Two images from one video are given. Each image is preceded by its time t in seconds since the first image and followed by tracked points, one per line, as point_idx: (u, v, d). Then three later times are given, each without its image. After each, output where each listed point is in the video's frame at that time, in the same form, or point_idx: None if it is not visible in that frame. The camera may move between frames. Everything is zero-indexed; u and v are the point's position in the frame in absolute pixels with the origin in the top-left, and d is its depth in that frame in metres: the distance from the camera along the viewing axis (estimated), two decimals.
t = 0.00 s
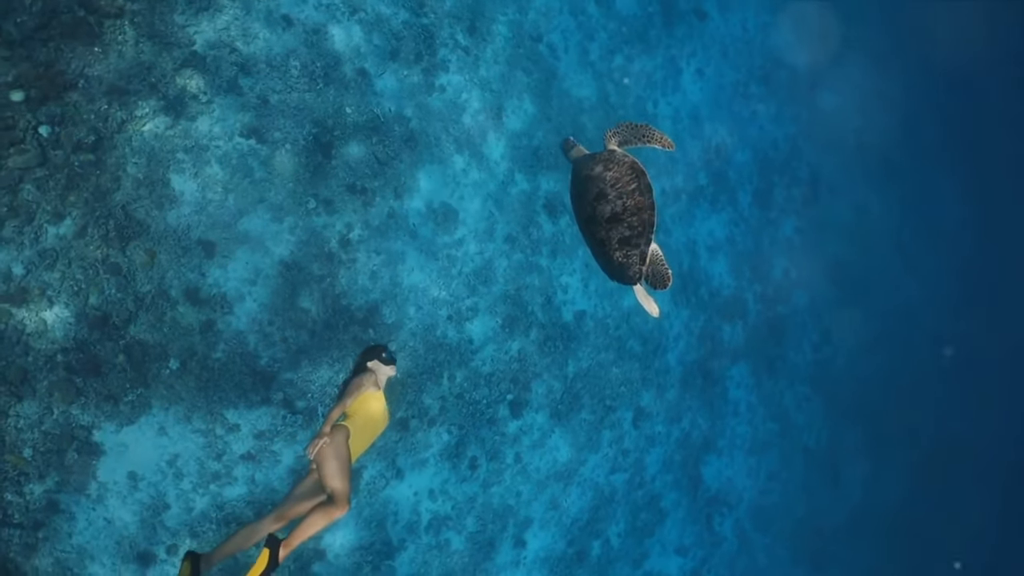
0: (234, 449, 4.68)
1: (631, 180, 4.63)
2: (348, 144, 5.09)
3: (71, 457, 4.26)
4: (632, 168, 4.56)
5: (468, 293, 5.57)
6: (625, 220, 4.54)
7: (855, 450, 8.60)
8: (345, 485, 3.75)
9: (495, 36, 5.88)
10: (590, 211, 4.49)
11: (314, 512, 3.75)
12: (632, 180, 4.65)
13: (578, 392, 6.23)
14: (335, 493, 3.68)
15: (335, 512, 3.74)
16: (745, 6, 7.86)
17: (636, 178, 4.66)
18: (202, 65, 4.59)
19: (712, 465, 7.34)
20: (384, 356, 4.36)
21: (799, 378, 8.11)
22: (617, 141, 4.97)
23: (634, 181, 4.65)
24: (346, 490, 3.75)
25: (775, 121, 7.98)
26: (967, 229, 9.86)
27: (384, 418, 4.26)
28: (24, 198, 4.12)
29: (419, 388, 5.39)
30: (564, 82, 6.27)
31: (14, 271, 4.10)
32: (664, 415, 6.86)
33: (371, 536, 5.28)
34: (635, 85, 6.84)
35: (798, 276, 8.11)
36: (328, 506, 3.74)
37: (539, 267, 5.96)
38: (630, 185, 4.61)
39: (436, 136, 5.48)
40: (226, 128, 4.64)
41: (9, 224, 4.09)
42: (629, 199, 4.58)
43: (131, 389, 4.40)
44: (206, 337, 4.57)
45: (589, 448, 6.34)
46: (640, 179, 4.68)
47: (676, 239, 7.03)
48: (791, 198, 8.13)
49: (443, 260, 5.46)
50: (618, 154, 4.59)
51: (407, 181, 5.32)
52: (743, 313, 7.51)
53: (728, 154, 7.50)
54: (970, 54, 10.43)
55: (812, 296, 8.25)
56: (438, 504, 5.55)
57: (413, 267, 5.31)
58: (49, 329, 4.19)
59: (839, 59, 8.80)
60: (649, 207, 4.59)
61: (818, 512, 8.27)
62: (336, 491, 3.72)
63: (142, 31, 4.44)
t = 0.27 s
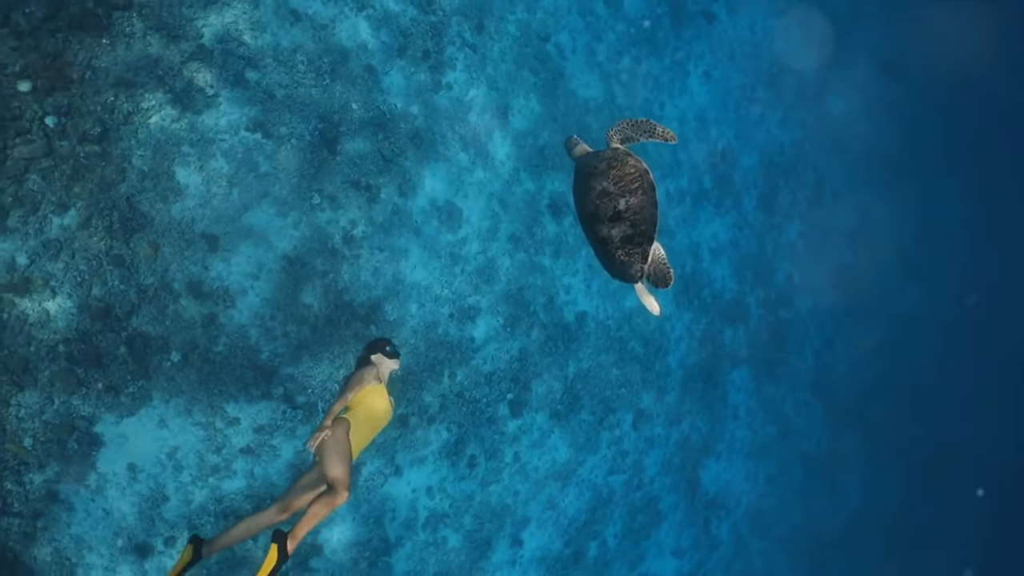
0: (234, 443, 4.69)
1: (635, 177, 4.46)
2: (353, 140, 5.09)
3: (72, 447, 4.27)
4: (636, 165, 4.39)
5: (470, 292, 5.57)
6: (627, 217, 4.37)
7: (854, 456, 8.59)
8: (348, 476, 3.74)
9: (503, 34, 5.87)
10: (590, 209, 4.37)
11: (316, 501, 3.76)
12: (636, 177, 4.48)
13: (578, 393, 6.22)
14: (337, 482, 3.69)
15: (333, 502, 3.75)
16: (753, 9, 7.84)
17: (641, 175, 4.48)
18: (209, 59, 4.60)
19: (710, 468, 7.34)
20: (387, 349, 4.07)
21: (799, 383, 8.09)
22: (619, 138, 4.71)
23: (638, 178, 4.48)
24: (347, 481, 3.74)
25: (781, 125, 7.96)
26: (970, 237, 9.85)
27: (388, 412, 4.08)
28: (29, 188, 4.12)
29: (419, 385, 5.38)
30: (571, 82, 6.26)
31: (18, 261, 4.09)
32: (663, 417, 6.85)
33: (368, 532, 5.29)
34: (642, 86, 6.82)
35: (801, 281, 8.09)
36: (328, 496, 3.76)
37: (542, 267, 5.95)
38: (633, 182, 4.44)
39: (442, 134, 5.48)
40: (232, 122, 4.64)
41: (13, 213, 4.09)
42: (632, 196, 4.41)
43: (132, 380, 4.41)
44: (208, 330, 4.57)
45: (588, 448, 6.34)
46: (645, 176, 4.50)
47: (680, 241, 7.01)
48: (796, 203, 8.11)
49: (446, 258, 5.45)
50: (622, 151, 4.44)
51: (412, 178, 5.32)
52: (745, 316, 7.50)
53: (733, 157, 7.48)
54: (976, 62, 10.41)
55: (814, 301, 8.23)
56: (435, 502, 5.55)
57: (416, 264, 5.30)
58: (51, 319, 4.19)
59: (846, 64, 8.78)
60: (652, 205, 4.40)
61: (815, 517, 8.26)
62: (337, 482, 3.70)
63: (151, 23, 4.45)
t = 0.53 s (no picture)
0: (235, 438, 4.69)
1: (638, 175, 4.60)
2: (358, 136, 5.08)
3: (73, 440, 4.28)
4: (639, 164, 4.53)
5: (472, 290, 5.56)
6: (630, 215, 4.52)
7: (854, 459, 8.58)
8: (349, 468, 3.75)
9: (508, 33, 5.86)
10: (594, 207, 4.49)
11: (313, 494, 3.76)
12: (639, 175, 4.62)
13: (579, 392, 6.22)
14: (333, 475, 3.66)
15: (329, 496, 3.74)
16: (760, 10, 7.81)
17: (643, 173, 4.62)
18: (214, 54, 4.59)
19: (709, 469, 7.33)
20: (391, 343, 4.06)
21: (800, 385, 8.08)
22: (622, 136, 4.92)
23: (640, 176, 4.62)
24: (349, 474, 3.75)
25: (786, 127, 7.94)
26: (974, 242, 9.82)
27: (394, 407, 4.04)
28: (33, 181, 4.12)
29: (420, 382, 5.39)
30: (576, 81, 6.24)
31: (21, 254, 4.10)
32: (664, 418, 6.85)
33: (368, 528, 5.30)
34: (647, 86, 6.80)
35: (804, 283, 8.07)
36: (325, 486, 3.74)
37: (545, 266, 5.95)
38: (636, 180, 4.58)
39: (446, 131, 5.47)
40: (236, 118, 4.64)
41: (17, 206, 4.09)
42: (635, 195, 4.55)
43: (134, 374, 4.42)
44: (210, 325, 4.58)
45: (587, 448, 6.34)
46: (647, 174, 4.65)
47: (683, 242, 7.00)
48: (800, 205, 8.08)
49: (448, 256, 5.45)
50: (625, 150, 4.56)
51: (416, 175, 5.31)
52: (747, 318, 7.49)
53: (738, 158, 7.46)
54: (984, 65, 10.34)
55: (816, 304, 8.21)
56: (435, 499, 5.56)
57: (418, 261, 5.30)
58: (54, 312, 4.20)
59: (852, 67, 8.76)
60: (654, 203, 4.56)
61: (815, 520, 8.25)
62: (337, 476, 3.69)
63: (156, 17, 4.44)
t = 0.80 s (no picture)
0: (237, 433, 4.70)
1: (640, 169, 4.63)
2: (362, 132, 5.07)
3: (75, 433, 4.30)
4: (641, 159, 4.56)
5: (475, 287, 5.56)
6: (633, 211, 4.57)
7: (855, 460, 8.57)
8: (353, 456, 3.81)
9: (514, 29, 5.84)
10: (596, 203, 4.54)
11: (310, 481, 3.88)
12: (641, 170, 4.65)
13: (581, 390, 6.22)
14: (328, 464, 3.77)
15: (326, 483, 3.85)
16: (767, 9, 7.77)
17: (645, 168, 4.65)
18: (219, 49, 4.58)
19: (711, 468, 7.33)
20: (396, 337, 4.18)
21: (802, 385, 8.07)
22: (624, 130, 4.96)
23: (643, 171, 4.66)
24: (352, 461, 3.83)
25: (792, 127, 7.90)
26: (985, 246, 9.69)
27: (399, 400, 4.01)
28: (38, 175, 4.13)
29: (422, 379, 5.39)
30: (582, 78, 6.21)
31: (26, 247, 4.12)
32: (666, 417, 6.84)
33: (368, 524, 5.31)
34: (653, 84, 6.77)
35: (807, 284, 8.05)
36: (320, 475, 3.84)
37: (549, 264, 5.94)
38: (638, 175, 4.62)
39: (450, 128, 5.46)
40: (241, 113, 4.64)
41: (23, 199, 4.11)
42: (637, 189, 4.59)
43: (137, 368, 4.43)
44: (213, 320, 4.58)
45: (589, 446, 6.34)
46: (649, 169, 4.68)
47: (688, 241, 6.97)
48: (805, 205, 8.05)
49: (452, 253, 5.44)
50: (627, 145, 4.59)
51: (421, 172, 5.31)
52: (750, 318, 7.47)
53: (743, 157, 7.43)
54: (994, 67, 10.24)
55: (820, 304, 8.19)
56: (436, 495, 5.57)
57: (422, 258, 5.29)
58: (58, 306, 4.21)
59: (858, 67, 8.73)
60: (657, 197, 4.60)
61: (816, 521, 8.24)
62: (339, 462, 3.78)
63: (161, 11, 4.43)
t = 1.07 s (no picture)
0: (240, 427, 4.71)
1: (644, 165, 4.58)
2: (367, 128, 5.06)
3: (79, 427, 4.31)
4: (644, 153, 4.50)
5: (479, 284, 5.55)
6: (635, 206, 4.52)
7: (858, 460, 8.55)
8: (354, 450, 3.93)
9: (520, 26, 5.81)
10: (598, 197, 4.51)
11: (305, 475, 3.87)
12: (645, 165, 4.60)
13: (583, 388, 6.22)
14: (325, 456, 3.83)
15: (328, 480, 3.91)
16: (774, 7, 7.73)
17: (649, 163, 4.60)
18: (225, 44, 4.57)
19: (713, 467, 7.32)
20: (403, 330, 4.17)
21: (806, 385, 8.04)
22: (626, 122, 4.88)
23: (647, 166, 4.61)
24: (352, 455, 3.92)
25: (798, 125, 7.86)
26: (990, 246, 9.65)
27: (404, 395, 4.09)
28: (44, 169, 4.14)
29: (425, 375, 5.39)
30: (588, 76, 6.19)
31: (32, 241, 4.14)
32: (668, 415, 6.84)
33: (370, 519, 5.32)
34: (659, 82, 6.74)
35: (811, 283, 8.02)
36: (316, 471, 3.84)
37: (553, 261, 5.93)
38: (642, 170, 4.57)
39: (456, 124, 5.44)
40: (246, 108, 4.63)
41: (29, 193, 4.13)
42: (640, 184, 4.54)
43: (141, 362, 4.44)
44: (218, 315, 4.59)
45: (591, 444, 6.35)
46: (653, 164, 4.63)
47: (692, 240, 6.95)
48: (811, 204, 8.01)
49: (456, 250, 5.44)
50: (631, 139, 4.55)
51: (425, 168, 5.30)
52: (753, 317, 7.45)
53: (749, 156, 7.39)
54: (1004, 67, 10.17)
55: (824, 304, 8.16)
56: (438, 491, 5.58)
57: (425, 254, 5.29)
58: (63, 300, 4.23)
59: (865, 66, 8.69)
60: (660, 192, 4.53)
61: (817, 520, 8.24)
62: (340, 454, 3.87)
63: (167, 6, 4.42)
